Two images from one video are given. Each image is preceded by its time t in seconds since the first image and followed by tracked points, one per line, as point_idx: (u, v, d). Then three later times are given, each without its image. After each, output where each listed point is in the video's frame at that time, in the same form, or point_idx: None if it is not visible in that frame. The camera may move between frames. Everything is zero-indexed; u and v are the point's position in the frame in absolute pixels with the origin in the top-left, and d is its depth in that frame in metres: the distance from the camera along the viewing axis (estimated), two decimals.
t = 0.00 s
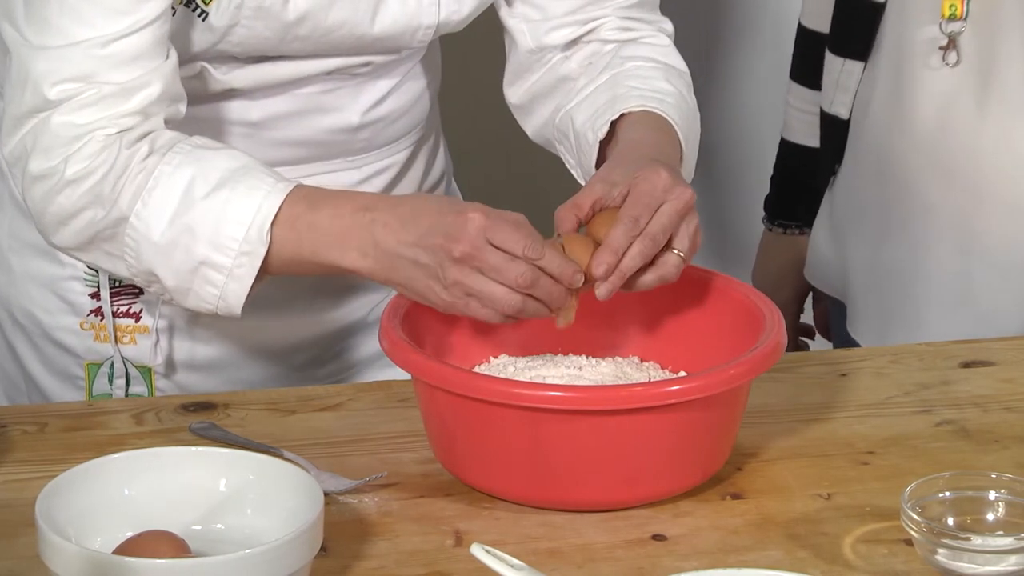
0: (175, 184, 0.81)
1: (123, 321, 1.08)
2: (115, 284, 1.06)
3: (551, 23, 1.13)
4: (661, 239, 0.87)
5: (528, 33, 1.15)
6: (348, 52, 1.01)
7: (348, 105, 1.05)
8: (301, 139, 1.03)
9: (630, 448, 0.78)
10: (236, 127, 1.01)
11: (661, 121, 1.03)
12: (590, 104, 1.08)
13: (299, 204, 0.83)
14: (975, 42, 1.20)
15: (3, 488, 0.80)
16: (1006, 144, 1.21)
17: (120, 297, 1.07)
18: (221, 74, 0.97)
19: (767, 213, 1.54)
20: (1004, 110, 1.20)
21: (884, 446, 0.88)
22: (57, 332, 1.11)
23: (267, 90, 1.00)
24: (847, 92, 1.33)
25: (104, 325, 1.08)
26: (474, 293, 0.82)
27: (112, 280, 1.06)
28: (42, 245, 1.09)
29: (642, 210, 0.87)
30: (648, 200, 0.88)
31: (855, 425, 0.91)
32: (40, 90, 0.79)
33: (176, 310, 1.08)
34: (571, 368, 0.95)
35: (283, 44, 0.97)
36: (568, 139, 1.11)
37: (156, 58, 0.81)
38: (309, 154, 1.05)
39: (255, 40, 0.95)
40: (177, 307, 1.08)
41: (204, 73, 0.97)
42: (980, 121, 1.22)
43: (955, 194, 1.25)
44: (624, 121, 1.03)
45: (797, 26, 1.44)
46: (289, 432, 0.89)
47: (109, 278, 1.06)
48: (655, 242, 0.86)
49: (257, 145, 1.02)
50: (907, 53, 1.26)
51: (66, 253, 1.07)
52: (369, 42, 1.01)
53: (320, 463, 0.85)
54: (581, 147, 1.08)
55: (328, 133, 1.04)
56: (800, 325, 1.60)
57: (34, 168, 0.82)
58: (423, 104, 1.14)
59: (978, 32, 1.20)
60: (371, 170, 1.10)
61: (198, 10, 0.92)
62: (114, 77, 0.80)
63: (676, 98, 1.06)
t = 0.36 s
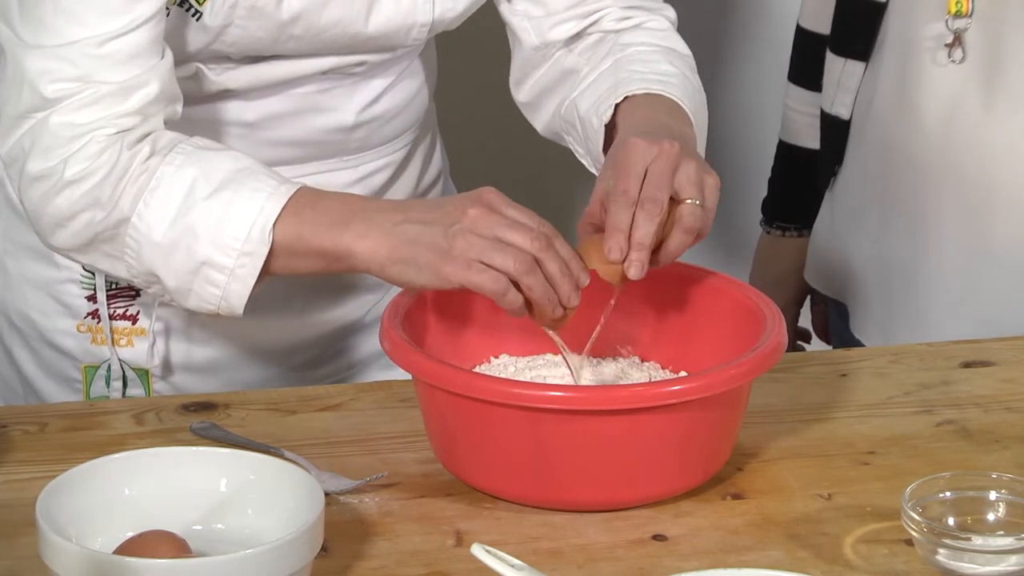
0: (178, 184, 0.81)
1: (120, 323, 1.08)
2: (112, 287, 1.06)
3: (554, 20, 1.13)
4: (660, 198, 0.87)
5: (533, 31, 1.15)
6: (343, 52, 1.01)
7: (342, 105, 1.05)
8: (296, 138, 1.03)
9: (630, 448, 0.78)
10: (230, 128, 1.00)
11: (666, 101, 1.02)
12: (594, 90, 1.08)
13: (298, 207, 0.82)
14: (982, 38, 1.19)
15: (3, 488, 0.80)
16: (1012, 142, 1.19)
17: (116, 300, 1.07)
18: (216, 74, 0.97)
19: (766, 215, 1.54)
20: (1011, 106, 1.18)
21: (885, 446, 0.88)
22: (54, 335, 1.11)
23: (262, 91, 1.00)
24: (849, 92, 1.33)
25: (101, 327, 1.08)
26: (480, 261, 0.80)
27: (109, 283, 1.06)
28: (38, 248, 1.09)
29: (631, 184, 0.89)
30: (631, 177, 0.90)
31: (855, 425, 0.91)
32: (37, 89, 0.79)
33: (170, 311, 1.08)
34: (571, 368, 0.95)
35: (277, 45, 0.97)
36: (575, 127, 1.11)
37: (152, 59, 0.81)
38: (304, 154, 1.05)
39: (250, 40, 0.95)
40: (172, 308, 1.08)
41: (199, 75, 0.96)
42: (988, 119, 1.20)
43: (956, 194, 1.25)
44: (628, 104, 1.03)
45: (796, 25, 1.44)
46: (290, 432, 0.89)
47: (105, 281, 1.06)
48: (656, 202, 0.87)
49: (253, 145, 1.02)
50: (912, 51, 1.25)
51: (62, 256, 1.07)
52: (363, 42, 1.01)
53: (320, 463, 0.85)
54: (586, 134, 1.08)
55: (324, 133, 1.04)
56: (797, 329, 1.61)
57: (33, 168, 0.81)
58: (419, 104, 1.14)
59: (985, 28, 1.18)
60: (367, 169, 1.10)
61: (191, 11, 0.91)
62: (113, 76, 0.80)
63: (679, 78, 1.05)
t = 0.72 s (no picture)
0: (167, 199, 0.81)
1: (116, 325, 1.08)
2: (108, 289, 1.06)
3: (545, 23, 1.13)
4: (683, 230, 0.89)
5: (523, 36, 1.15)
6: (338, 54, 1.01)
7: (338, 104, 1.04)
8: (292, 139, 1.03)
9: (630, 449, 0.78)
10: (226, 129, 1.00)
11: (667, 124, 1.03)
12: (591, 105, 1.08)
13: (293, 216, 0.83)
14: (984, 39, 1.19)
15: (3, 488, 0.80)
16: (1012, 142, 1.18)
17: (113, 302, 1.07)
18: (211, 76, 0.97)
19: (766, 215, 1.54)
20: (1011, 106, 1.18)
21: (885, 446, 0.88)
22: (50, 337, 1.11)
23: (257, 92, 1.00)
24: (850, 92, 1.34)
25: (97, 329, 1.08)
26: (464, 278, 0.81)
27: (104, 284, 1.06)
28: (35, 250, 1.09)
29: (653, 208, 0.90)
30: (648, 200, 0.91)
31: (855, 425, 0.91)
32: (30, 97, 0.79)
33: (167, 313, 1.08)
34: (571, 368, 0.95)
35: (273, 48, 0.97)
36: (569, 140, 1.11)
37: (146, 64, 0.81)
38: (299, 155, 1.05)
39: (245, 44, 0.95)
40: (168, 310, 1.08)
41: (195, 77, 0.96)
42: (989, 120, 1.20)
43: (957, 194, 1.24)
44: (629, 126, 1.03)
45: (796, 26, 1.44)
46: (290, 432, 0.89)
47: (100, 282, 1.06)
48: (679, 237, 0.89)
49: (248, 148, 1.02)
50: (914, 52, 1.25)
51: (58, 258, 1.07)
52: (358, 44, 1.00)
53: (320, 463, 0.85)
54: (584, 149, 1.08)
55: (322, 134, 1.04)
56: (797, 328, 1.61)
57: (24, 175, 0.81)
58: (415, 104, 1.14)
59: (988, 27, 1.18)
60: (364, 171, 1.10)
61: (187, 14, 0.91)
62: (104, 85, 0.79)
63: (677, 100, 1.06)
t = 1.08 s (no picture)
0: (183, 202, 0.82)
1: (113, 327, 1.08)
2: (105, 291, 1.06)
3: (524, 29, 1.13)
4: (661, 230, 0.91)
5: (500, 40, 1.14)
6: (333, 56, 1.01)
7: (335, 105, 1.05)
8: (289, 141, 1.03)
9: (629, 448, 0.78)
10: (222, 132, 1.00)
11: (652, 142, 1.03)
12: (575, 116, 1.07)
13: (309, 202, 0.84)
14: (984, 40, 1.18)
15: (3, 488, 0.80)
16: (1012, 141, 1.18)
17: (109, 303, 1.07)
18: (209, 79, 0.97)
19: (766, 216, 1.54)
20: (1011, 106, 1.17)
21: (884, 446, 0.88)
22: (47, 339, 1.11)
23: (251, 95, 1.00)
24: (851, 93, 1.35)
25: (93, 331, 1.08)
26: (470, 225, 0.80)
27: (100, 287, 1.06)
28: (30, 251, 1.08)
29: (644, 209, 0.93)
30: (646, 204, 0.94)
31: (855, 424, 0.91)
32: (44, 118, 0.79)
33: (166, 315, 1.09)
34: (570, 368, 0.96)
35: (268, 50, 0.96)
36: (546, 147, 1.11)
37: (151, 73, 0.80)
38: (294, 157, 1.05)
39: (240, 46, 0.94)
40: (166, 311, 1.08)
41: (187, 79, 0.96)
42: (989, 120, 1.19)
43: (956, 194, 1.24)
44: (617, 142, 1.03)
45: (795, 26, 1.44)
46: (289, 431, 0.89)
47: (97, 284, 1.06)
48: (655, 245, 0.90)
49: (244, 150, 1.02)
50: (914, 52, 1.25)
51: (56, 260, 1.07)
52: (354, 46, 1.00)
53: (319, 463, 0.85)
54: (564, 158, 1.07)
55: (316, 136, 1.04)
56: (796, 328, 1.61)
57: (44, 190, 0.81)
58: (410, 105, 1.14)
59: (988, 28, 1.18)
60: (360, 172, 1.10)
61: (186, 17, 0.91)
62: (113, 97, 0.79)
63: (662, 120, 1.07)
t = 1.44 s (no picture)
0: (151, 198, 0.81)
1: (112, 327, 1.08)
2: (104, 290, 1.06)
3: (514, 30, 1.13)
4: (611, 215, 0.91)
5: (492, 40, 1.14)
6: (332, 55, 1.01)
7: (335, 105, 1.05)
8: (288, 142, 1.03)
9: (628, 449, 0.78)
10: (220, 131, 1.00)
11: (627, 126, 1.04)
12: (553, 100, 1.08)
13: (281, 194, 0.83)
14: (983, 41, 1.18)
15: (3, 487, 0.80)
16: (1011, 142, 1.18)
17: (109, 303, 1.07)
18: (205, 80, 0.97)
19: (765, 216, 1.54)
20: (1010, 107, 1.18)
21: (883, 446, 0.88)
22: (47, 339, 1.11)
23: (248, 94, 1.00)
24: (849, 94, 1.34)
25: (92, 330, 1.08)
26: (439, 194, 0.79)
27: (100, 287, 1.06)
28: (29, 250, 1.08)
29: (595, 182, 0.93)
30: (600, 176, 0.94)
31: (854, 424, 0.91)
32: (13, 116, 0.80)
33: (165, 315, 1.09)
34: (569, 368, 0.95)
35: (264, 50, 0.96)
36: (525, 131, 1.11)
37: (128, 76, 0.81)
38: (296, 158, 1.05)
39: (235, 47, 0.94)
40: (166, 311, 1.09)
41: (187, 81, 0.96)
42: (987, 121, 1.20)
43: (955, 194, 1.24)
44: (591, 123, 1.03)
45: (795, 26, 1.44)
46: (289, 431, 0.89)
47: (97, 285, 1.06)
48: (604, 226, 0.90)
49: (241, 149, 1.02)
50: (913, 52, 1.25)
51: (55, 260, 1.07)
52: (354, 45, 1.00)
53: (318, 463, 0.85)
54: (540, 141, 1.08)
55: (317, 136, 1.04)
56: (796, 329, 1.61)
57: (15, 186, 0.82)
58: (410, 106, 1.14)
59: (987, 28, 1.18)
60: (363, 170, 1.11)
61: (179, 17, 0.91)
62: (89, 96, 0.80)
63: (640, 105, 1.07)
